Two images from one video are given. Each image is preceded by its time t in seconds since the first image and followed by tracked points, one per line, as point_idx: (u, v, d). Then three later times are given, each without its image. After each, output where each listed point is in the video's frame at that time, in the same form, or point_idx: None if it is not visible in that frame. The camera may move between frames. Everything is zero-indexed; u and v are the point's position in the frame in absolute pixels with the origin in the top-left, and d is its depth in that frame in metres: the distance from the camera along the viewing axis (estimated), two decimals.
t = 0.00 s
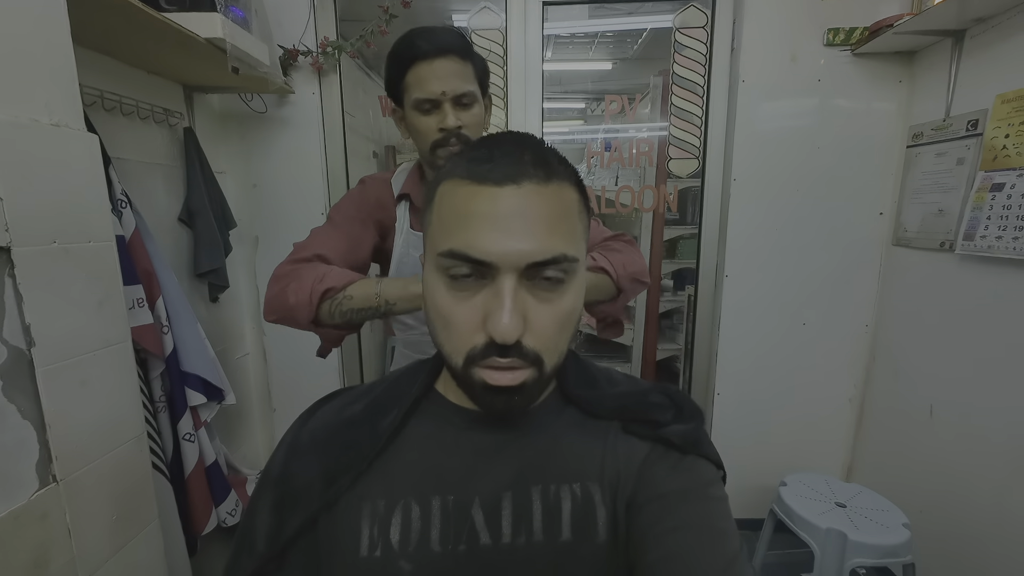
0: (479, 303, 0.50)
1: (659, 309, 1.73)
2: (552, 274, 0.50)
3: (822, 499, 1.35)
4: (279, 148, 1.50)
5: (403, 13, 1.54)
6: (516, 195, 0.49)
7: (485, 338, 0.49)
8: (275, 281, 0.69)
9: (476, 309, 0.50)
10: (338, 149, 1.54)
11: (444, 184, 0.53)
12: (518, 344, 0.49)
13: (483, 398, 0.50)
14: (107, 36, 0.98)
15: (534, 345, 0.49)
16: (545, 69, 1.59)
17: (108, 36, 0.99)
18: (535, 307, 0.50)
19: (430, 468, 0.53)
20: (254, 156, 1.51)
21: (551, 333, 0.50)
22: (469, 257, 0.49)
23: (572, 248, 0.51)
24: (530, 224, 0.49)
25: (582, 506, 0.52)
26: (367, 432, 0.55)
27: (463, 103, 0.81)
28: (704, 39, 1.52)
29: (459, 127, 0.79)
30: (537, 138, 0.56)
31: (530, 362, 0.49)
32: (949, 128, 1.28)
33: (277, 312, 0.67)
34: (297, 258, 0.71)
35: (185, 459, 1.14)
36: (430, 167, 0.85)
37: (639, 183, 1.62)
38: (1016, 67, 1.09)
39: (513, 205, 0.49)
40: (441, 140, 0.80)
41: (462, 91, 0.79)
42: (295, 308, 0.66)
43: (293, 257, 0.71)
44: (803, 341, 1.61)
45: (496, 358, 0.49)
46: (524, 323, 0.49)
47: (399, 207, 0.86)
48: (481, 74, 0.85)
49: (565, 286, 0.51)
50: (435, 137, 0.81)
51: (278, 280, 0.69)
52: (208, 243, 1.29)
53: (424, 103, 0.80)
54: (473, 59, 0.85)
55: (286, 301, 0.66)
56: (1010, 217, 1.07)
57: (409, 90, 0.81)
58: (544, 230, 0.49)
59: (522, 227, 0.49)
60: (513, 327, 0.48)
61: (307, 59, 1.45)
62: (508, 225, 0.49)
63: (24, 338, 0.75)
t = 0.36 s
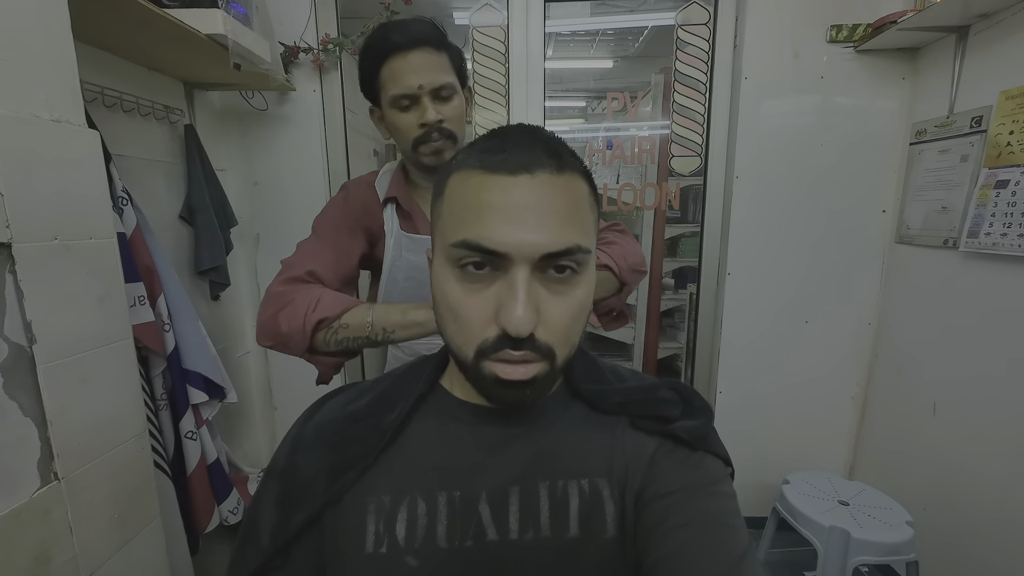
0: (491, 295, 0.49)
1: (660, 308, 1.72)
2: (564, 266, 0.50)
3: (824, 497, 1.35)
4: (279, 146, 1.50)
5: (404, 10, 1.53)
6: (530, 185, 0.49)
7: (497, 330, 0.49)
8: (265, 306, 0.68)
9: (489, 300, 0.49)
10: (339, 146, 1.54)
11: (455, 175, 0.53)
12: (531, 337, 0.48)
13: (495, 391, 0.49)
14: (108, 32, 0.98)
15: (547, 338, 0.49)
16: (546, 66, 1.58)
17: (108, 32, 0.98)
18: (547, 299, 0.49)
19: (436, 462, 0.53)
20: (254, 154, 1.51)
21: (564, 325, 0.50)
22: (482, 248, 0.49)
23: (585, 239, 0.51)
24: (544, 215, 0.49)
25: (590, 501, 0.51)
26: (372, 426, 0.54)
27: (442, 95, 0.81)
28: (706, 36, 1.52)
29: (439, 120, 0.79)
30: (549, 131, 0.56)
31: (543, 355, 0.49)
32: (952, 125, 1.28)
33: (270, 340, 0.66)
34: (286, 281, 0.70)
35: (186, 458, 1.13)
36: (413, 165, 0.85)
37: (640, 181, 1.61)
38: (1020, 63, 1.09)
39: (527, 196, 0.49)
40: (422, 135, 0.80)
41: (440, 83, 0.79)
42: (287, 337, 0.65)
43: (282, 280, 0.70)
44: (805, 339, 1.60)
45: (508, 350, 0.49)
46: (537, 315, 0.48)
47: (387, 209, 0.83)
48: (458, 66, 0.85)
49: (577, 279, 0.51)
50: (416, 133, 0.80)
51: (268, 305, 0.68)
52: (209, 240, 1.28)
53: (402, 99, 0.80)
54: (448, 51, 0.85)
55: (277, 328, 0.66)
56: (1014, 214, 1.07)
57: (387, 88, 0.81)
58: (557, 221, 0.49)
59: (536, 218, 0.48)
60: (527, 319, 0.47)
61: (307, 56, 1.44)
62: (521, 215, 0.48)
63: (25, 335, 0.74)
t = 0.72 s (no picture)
0: (499, 288, 0.50)
1: (660, 307, 1.73)
2: (572, 259, 0.50)
3: (825, 496, 1.35)
4: (280, 146, 1.50)
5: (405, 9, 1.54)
6: (540, 179, 0.49)
7: (505, 323, 0.49)
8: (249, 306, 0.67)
9: (497, 293, 0.49)
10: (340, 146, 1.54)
11: (465, 169, 0.53)
12: (539, 329, 0.48)
13: (501, 384, 0.49)
14: (110, 32, 0.98)
15: (554, 331, 0.49)
16: (546, 66, 1.58)
17: (110, 32, 0.98)
18: (555, 293, 0.49)
19: (441, 460, 0.53)
20: (255, 153, 1.51)
21: (571, 319, 0.50)
22: (491, 241, 0.49)
23: (592, 234, 0.51)
24: (553, 209, 0.49)
25: (595, 498, 0.51)
26: (376, 423, 0.54)
27: (424, 83, 0.81)
28: (706, 36, 1.52)
29: (424, 108, 0.80)
30: (557, 128, 0.56)
31: (551, 348, 0.49)
32: (953, 124, 1.28)
33: (259, 341, 0.66)
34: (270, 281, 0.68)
35: (188, 457, 1.13)
36: (395, 155, 0.85)
37: (640, 181, 1.61)
38: (1021, 63, 1.09)
39: (536, 189, 0.49)
40: (406, 123, 0.80)
41: (422, 70, 0.80)
42: (279, 339, 0.65)
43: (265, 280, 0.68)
44: (805, 338, 1.60)
45: (515, 343, 0.49)
46: (545, 308, 0.48)
47: (369, 203, 0.85)
48: (438, 54, 0.86)
49: (584, 273, 0.51)
50: (400, 122, 0.81)
51: (252, 306, 0.66)
52: (211, 240, 1.29)
53: (384, 88, 0.80)
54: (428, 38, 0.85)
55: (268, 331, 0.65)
56: (1015, 213, 1.07)
57: (366, 77, 0.81)
58: (566, 215, 0.49)
59: (545, 211, 0.49)
60: (536, 311, 0.47)
61: (309, 55, 1.44)
62: (530, 208, 0.49)
63: (29, 334, 0.74)
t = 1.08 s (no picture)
0: (498, 286, 0.49)
1: (660, 308, 1.72)
2: (572, 257, 0.50)
3: (826, 497, 1.35)
4: (279, 146, 1.50)
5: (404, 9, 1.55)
6: (539, 177, 0.49)
7: (504, 322, 0.48)
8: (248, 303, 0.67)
9: (496, 291, 0.49)
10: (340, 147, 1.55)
11: (464, 167, 0.53)
12: (538, 328, 0.48)
13: (501, 383, 0.48)
14: (107, 31, 0.97)
15: (554, 329, 0.48)
16: (546, 67, 1.58)
17: (107, 31, 0.97)
18: (555, 290, 0.49)
19: (441, 461, 0.52)
20: (254, 153, 1.50)
21: (571, 317, 0.49)
22: (490, 238, 0.48)
23: (592, 232, 0.51)
24: (553, 206, 0.48)
25: (596, 500, 0.51)
26: (375, 424, 0.54)
27: (421, 82, 0.80)
28: (706, 36, 1.51)
29: (421, 107, 0.79)
30: (557, 126, 0.56)
31: (550, 347, 0.48)
32: (953, 124, 1.28)
33: (258, 337, 0.66)
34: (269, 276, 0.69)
35: (186, 458, 1.13)
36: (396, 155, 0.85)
37: (640, 181, 1.61)
38: (1022, 62, 1.08)
39: (536, 186, 0.49)
40: (404, 123, 0.79)
41: (418, 69, 0.79)
42: (277, 333, 0.65)
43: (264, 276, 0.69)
44: (805, 339, 1.60)
45: (515, 342, 0.48)
46: (545, 306, 0.48)
47: (370, 201, 0.85)
48: (434, 47, 0.85)
49: (584, 271, 0.51)
50: (398, 122, 0.80)
51: (251, 302, 0.67)
52: (209, 240, 1.28)
53: (380, 89, 0.79)
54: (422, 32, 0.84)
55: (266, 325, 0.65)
56: (1016, 213, 1.07)
57: (362, 78, 0.80)
58: (566, 213, 0.49)
59: (544, 209, 0.48)
60: (535, 309, 0.47)
61: (307, 55, 1.44)
62: (529, 205, 0.48)
63: (24, 334, 0.74)
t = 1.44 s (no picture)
0: (495, 283, 0.49)
1: (660, 308, 1.72)
2: (569, 255, 0.50)
3: (826, 496, 1.35)
4: (279, 146, 1.50)
5: (405, 10, 1.57)
6: (536, 174, 0.49)
7: (502, 318, 0.48)
8: (203, 305, 0.61)
9: (494, 288, 0.49)
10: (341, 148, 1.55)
11: (461, 165, 0.53)
12: (535, 324, 0.48)
13: (499, 380, 0.49)
14: (106, 30, 0.97)
15: (551, 326, 0.48)
16: (546, 67, 1.58)
17: (105, 30, 0.97)
18: (552, 287, 0.49)
19: (440, 458, 0.52)
20: (253, 153, 1.50)
21: (568, 314, 0.49)
22: (488, 236, 0.48)
23: (588, 227, 0.51)
24: (550, 203, 0.48)
25: (595, 498, 0.51)
26: (374, 421, 0.54)
27: (386, 71, 0.77)
28: (705, 36, 1.52)
29: (388, 98, 0.75)
30: (555, 123, 0.56)
31: (548, 343, 0.48)
32: (951, 124, 1.28)
33: (219, 342, 0.61)
34: (223, 276, 0.62)
35: (185, 458, 1.13)
36: (355, 146, 0.81)
37: (640, 181, 1.61)
38: (1020, 61, 1.09)
39: (533, 183, 0.49)
40: (369, 114, 0.76)
41: (384, 57, 0.75)
42: (243, 334, 0.60)
43: (218, 275, 0.62)
44: (805, 339, 1.60)
45: (512, 338, 0.48)
46: (542, 302, 0.48)
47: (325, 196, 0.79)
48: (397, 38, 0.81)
49: (581, 268, 0.51)
50: (362, 112, 0.76)
51: (206, 304, 0.61)
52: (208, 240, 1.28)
53: (342, 76, 0.75)
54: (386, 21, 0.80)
55: (229, 327, 0.60)
56: (1014, 212, 1.07)
57: (322, 63, 0.75)
58: (562, 209, 0.49)
59: (541, 205, 0.48)
60: (532, 305, 0.47)
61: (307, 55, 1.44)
62: (525, 202, 0.48)
63: (23, 333, 0.73)
